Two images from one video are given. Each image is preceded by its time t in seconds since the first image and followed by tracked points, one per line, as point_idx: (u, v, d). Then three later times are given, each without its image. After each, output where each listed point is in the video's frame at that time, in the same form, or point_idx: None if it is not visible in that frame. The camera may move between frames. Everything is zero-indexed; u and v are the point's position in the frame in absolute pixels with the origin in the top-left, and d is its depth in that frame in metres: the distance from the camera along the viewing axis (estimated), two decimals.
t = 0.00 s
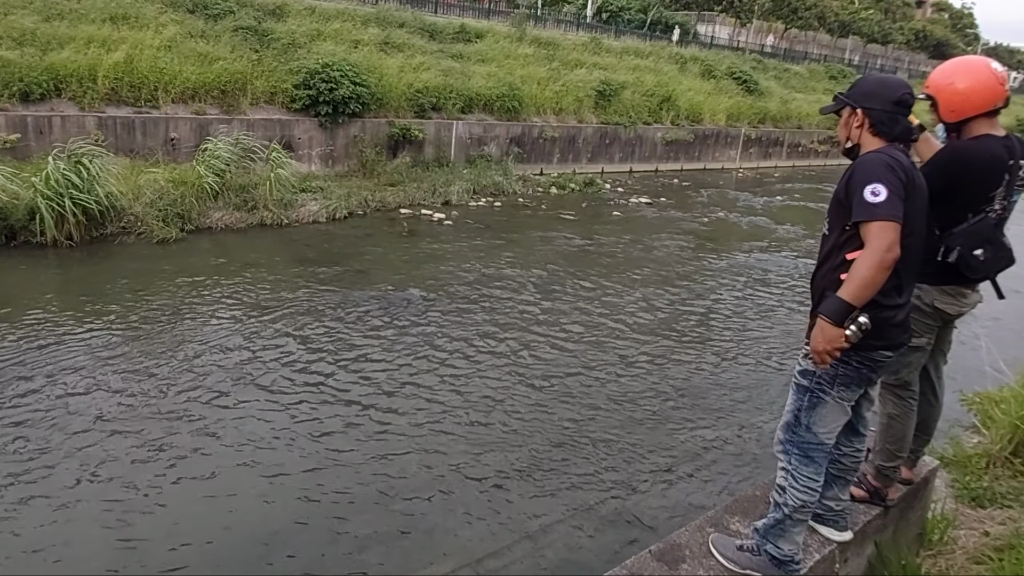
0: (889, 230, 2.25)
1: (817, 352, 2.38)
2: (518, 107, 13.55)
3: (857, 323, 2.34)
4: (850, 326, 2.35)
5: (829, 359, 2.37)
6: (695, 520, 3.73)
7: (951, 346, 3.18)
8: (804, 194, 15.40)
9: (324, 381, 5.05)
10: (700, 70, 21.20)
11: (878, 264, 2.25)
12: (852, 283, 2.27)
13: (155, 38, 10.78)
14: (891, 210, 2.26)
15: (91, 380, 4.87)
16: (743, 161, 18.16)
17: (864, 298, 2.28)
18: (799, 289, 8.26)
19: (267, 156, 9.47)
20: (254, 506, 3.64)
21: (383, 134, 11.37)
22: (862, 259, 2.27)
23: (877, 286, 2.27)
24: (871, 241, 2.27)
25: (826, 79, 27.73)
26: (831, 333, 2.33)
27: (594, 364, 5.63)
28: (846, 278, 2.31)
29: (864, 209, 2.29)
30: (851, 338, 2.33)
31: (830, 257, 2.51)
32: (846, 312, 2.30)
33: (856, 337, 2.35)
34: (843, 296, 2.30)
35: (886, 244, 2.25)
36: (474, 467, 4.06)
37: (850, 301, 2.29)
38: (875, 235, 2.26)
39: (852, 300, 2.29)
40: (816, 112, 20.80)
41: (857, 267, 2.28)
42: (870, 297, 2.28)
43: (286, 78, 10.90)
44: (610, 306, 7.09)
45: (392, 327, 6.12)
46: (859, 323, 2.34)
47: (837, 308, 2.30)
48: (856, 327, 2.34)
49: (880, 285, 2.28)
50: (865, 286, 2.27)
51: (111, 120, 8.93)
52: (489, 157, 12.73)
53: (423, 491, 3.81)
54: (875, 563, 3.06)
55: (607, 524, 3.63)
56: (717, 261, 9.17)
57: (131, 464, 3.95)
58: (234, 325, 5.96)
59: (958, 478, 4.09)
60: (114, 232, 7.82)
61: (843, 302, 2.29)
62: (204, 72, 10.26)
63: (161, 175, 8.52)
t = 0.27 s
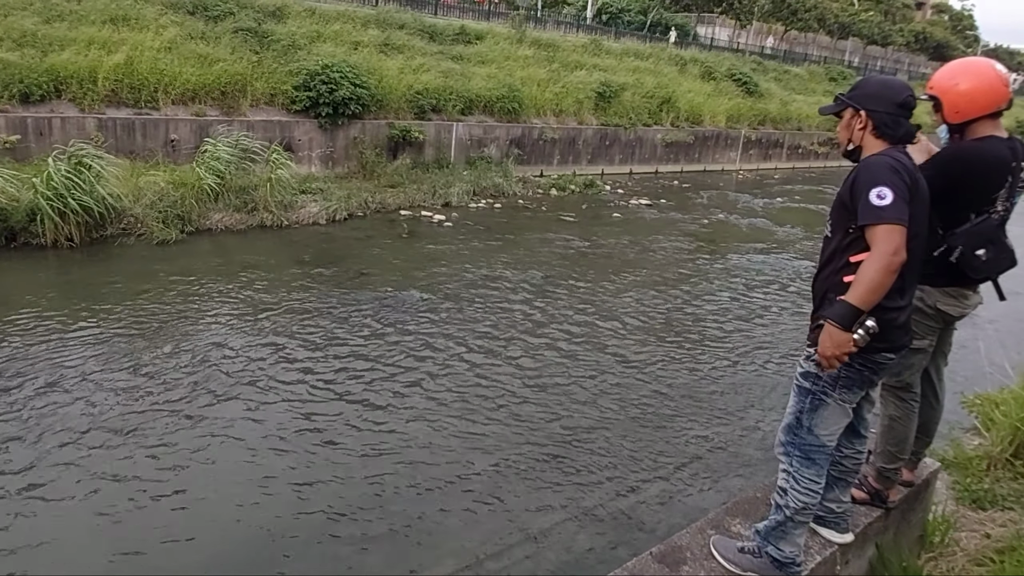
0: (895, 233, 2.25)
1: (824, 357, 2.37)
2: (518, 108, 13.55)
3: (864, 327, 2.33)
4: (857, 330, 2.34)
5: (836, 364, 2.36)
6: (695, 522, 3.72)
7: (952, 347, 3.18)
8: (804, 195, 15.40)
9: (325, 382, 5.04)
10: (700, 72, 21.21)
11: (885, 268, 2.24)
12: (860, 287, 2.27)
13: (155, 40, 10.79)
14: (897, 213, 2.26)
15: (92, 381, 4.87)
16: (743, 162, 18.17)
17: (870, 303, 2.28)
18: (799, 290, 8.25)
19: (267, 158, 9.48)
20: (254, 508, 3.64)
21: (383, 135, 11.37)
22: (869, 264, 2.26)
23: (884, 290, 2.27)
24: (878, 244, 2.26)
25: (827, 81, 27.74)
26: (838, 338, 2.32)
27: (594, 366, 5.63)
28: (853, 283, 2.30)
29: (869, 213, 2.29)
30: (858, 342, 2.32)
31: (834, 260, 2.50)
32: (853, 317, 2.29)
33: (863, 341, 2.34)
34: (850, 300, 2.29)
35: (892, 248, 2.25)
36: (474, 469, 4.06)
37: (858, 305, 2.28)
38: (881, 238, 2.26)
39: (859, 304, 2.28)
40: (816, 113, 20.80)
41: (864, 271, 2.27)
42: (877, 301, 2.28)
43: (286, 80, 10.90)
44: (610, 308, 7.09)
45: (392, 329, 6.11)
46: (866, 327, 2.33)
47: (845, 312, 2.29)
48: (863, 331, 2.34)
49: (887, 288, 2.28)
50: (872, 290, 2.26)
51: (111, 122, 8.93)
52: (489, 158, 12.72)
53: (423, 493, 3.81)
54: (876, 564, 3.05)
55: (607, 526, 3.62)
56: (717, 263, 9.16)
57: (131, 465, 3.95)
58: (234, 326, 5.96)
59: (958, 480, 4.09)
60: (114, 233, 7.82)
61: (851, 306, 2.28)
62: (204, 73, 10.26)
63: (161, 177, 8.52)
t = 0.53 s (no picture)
0: (899, 237, 2.25)
1: (828, 361, 2.36)
2: (518, 109, 13.56)
3: (868, 331, 2.33)
4: (861, 333, 2.34)
5: (840, 368, 2.36)
6: (695, 523, 3.72)
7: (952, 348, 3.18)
8: (804, 197, 15.41)
9: (325, 384, 5.04)
10: (700, 73, 21.24)
11: (889, 271, 2.24)
12: (863, 290, 2.27)
13: (155, 42, 10.80)
14: (900, 216, 2.26)
15: (91, 382, 4.87)
16: (743, 164, 18.19)
17: (875, 306, 2.27)
18: (799, 292, 8.25)
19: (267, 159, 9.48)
20: (251, 510, 3.62)
21: (383, 136, 11.38)
22: (873, 267, 2.27)
23: (888, 293, 2.27)
24: (882, 248, 2.26)
25: (826, 82, 27.77)
26: (842, 341, 2.31)
27: (594, 367, 5.63)
28: (856, 286, 2.30)
29: (873, 215, 2.29)
30: (862, 345, 2.32)
31: (837, 263, 2.50)
32: (858, 320, 2.28)
33: (866, 345, 2.34)
34: (854, 303, 2.29)
35: (896, 251, 2.25)
36: (474, 471, 4.05)
37: (862, 309, 2.28)
38: (884, 241, 2.26)
39: (863, 307, 2.28)
40: (816, 115, 20.81)
41: (868, 275, 2.27)
42: (881, 304, 2.28)
43: (286, 81, 10.91)
44: (610, 309, 7.09)
45: (392, 330, 6.11)
46: (870, 330, 2.33)
47: (849, 316, 2.29)
48: (867, 335, 2.33)
49: (891, 292, 2.28)
50: (876, 294, 2.26)
51: (111, 123, 8.94)
52: (489, 160, 12.73)
53: (422, 495, 3.80)
54: (876, 566, 3.06)
55: (607, 527, 3.62)
56: (717, 264, 9.17)
57: (130, 466, 3.95)
58: (234, 327, 5.96)
59: (958, 482, 4.09)
60: (114, 235, 7.82)
61: (855, 309, 2.28)
62: (204, 75, 10.26)
63: (161, 178, 8.52)
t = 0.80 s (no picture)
0: (902, 238, 2.25)
1: (831, 362, 2.36)
2: (518, 109, 13.56)
3: (871, 331, 2.34)
4: (864, 334, 2.34)
5: (843, 368, 2.36)
6: (695, 523, 3.72)
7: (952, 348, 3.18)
8: (804, 197, 15.41)
9: (326, 384, 5.04)
10: (700, 73, 21.24)
11: (892, 272, 2.25)
12: (867, 291, 2.27)
13: (155, 42, 10.80)
14: (903, 217, 2.26)
15: (91, 382, 4.88)
16: (743, 164, 18.19)
17: (877, 307, 2.28)
18: (799, 292, 8.26)
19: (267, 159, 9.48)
20: (252, 510, 3.62)
21: (383, 136, 11.38)
22: (876, 268, 2.27)
23: (892, 294, 2.27)
24: (886, 248, 2.26)
25: (826, 82, 27.78)
26: (846, 342, 2.31)
27: (595, 367, 5.63)
28: (860, 287, 2.30)
29: (876, 216, 2.29)
30: (865, 346, 2.32)
31: (839, 264, 2.50)
32: (861, 321, 2.29)
33: (869, 346, 2.35)
34: (858, 304, 2.29)
35: (899, 251, 2.25)
36: (474, 471, 4.05)
37: (865, 309, 2.28)
38: (887, 242, 2.26)
39: (866, 308, 2.28)
40: (816, 115, 20.81)
41: (871, 276, 2.27)
42: (885, 305, 2.28)
43: (286, 81, 10.91)
44: (610, 309, 7.09)
45: (393, 330, 6.12)
46: (873, 331, 2.33)
47: (852, 317, 2.29)
48: (870, 336, 2.34)
49: (894, 293, 2.28)
50: (879, 294, 2.26)
51: (111, 123, 8.94)
52: (489, 160, 12.73)
53: (423, 495, 3.81)
54: (876, 566, 3.06)
55: (607, 527, 3.62)
56: (717, 264, 9.17)
57: (131, 467, 3.94)
58: (234, 328, 5.96)
59: (958, 482, 4.09)
60: (114, 235, 7.82)
61: (858, 310, 2.28)
62: (204, 75, 10.26)
63: (161, 179, 8.53)
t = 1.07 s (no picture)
0: (908, 237, 2.25)
1: (837, 362, 2.35)
2: (518, 109, 13.55)
3: (876, 331, 2.33)
4: (869, 334, 2.34)
5: (848, 368, 2.35)
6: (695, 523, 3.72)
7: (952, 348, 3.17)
8: (804, 197, 15.39)
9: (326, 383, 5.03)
10: (700, 73, 21.23)
11: (898, 271, 2.24)
12: (873, 291, 2.27)
13: (156, 41, 10.79)
14: (909, 215, 2.26)
15: (91, 381, 4.87)
16: (743, 163, 18.18)
17: (883, 306, 2.27)
18: (799, 292, 8.25)
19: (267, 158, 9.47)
20: (251, 509, 3.62)
21: (383, 136, 11.37)
22: (882, 267, 2.26)
23: (897, 294, 2.27)
24: (892, 247, 2.26)
25: (827, 82, 27.78)
26: (851, 341, 2.31)
27: (595, 366, 5.62)
28: (865, 287, 2.30)
29: (881, 215, 2.28)
30: (870, 346, 2.31)
31: (843, 263, 2.50)
32: (867, 321, 2.28)
33: (875, 345, 2.34)
34: (864, 303, 2.28)
35: (905, 251, 2.24)
36: (474, 470, 4.05)
37: (871, 309, 2.27)
38: (893, 241, 2.25)
39: (872, 308, 2.27)
40: (816, 115, 20.80)
41: (877, 275, 2.26)
42: (890, 304, 2.28)
43: (286, 80, 10.90)
44: (610, 308, 7.08)
45: (392, 329, 6.11)
46: (878, 331, 2.33)
47: (858, 316, 2.28)
48: (875, 335, 2.33)
49: (900, 292, 2.28)
50: (885, 294, 2.26)
51: (111, 122, 8.94)
52: (489, 159, 12.72)
53: (423, 494, 3.80)
54: (876, 565, 3.05)
55: (608, 526, 3.62)
56: (717, 264, 9.16)
57: (130, 466, 3.94)
58: (234, 326, 5.95)
59: (958, 481, 4.08)
60: (114, 234, 7.81)
61: (864, 310, 2.28)
62: (204, 74, 10.25)
63: (161, 177, 8.52)
